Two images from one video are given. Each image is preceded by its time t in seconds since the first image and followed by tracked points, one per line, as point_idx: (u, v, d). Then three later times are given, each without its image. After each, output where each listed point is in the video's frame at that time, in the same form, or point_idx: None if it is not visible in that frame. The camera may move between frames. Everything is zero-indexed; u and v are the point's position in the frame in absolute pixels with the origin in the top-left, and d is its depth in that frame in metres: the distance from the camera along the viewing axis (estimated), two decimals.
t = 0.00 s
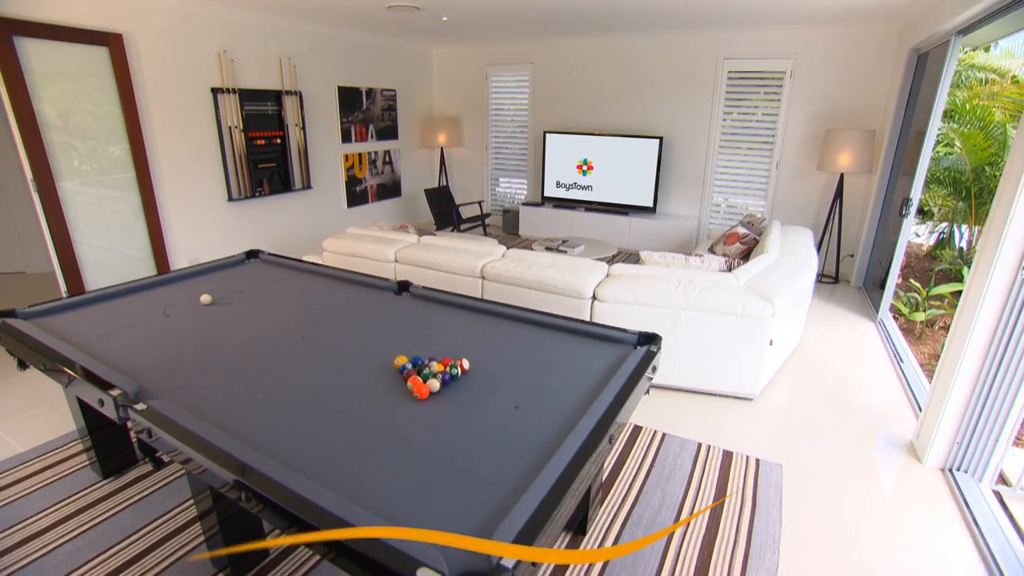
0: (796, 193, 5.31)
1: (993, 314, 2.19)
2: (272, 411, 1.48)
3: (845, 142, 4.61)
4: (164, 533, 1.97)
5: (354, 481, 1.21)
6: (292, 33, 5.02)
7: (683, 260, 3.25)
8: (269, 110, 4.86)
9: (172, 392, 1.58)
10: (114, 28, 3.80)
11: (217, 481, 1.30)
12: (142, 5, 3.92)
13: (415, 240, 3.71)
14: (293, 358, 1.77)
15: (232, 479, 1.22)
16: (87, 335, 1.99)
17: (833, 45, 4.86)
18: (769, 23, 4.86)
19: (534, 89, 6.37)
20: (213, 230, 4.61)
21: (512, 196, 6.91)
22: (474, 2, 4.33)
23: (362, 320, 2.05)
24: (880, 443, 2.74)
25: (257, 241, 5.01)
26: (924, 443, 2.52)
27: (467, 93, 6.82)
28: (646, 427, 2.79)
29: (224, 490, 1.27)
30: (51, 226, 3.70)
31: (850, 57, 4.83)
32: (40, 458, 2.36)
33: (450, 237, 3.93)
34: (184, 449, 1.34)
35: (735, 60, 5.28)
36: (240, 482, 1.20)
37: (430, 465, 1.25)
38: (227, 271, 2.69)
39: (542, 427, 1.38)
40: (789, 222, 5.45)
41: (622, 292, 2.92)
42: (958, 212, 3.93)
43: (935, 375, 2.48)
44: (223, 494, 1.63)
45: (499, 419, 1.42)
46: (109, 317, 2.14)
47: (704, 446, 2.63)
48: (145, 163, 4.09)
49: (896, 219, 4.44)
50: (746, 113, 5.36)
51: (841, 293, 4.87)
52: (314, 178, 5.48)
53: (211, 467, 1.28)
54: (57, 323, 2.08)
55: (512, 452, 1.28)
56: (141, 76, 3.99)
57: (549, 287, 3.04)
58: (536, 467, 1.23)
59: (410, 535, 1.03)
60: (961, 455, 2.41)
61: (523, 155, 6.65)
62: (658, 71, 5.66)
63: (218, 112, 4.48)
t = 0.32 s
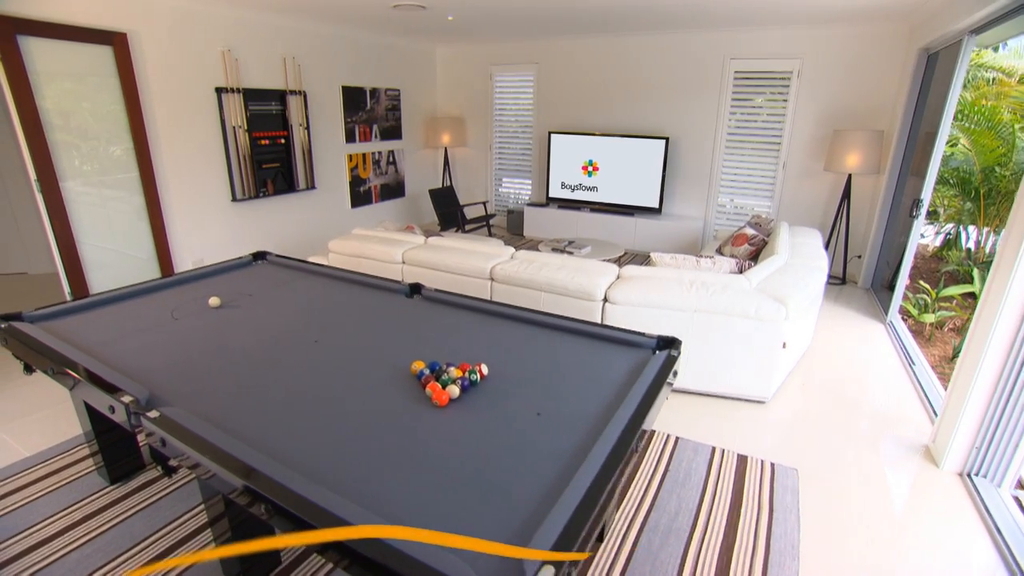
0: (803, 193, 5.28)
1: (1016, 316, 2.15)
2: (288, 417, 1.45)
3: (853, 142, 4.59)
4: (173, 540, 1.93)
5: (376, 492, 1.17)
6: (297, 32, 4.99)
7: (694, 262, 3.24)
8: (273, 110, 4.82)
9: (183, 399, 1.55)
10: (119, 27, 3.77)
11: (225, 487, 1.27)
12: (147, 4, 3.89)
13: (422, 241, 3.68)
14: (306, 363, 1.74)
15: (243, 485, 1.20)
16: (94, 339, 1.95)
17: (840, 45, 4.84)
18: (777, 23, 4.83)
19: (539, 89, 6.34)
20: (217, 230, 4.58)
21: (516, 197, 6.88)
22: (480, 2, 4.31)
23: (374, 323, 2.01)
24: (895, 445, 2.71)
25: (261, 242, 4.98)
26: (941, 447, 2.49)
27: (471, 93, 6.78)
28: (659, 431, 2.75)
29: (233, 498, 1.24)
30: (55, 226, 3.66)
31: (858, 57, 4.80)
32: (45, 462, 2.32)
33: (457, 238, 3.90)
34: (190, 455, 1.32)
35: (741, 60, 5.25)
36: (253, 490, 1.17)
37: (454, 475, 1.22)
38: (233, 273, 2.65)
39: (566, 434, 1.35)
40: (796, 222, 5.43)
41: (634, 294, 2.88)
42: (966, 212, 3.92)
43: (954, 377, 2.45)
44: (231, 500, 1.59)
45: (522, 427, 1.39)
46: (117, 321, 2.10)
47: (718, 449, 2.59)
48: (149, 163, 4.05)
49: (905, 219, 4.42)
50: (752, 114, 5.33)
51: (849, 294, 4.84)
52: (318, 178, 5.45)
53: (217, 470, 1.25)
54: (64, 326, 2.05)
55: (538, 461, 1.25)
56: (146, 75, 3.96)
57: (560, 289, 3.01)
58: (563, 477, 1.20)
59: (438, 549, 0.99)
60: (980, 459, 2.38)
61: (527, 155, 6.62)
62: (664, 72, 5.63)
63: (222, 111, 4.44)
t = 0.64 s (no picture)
0: (810, 194, 5.26)
1: None
2: (306, 425, 1.42)
3: (861, 143, 4.57)
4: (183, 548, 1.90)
5: (400, 504, 1.14)
6: (301, 32, 4.96)
7: (705, 264, 3.22)
8: (278, 110, 4.79)
9: (196, 407, 1.51)
10: (124, 26, 3.73)
11: (236, 494, 1.24)
12: (152, 3, 3.85)
13: (430, 242, 3.65)
14: (322, 367, 1.71)
15: (254, 492, 1.19)
16: (103, 343, 1.91)
17: (848, 44, 4.81)
18: (785, 23, 4.80)
19: (543, 89, 6.31)
20: (222, 230, 4.55)
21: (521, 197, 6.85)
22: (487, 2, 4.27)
23: (388, 327, 1.98)
24: (910, 449, 2.69)
25: (265, 242, 4.95)
26: (959, 452, 2.46)
27: (475, 93, 6.75)
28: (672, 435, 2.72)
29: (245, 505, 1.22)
30: (59, 227, 3.62)
31: (866, 57, 4.77)
32: (51, 468, 2.29)
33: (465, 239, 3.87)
34: (198, 459, 1.30)
35: (748, 60, 5.22)
36: (261, 495, 1.17)
37: (481, 486, 1.19)
38: (241, 275, 2.62)
39: (592, 443, 1.32)
40: (802, 223, 5.40)
41: (646, 297, 2.85)
42: (974, 213, 3.90)
43: (973, 381, 2.41)
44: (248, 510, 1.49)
45: (547, 434, 1.36)
46: (126, 324, 2.07)
47: (733, 454, 2.56)
48: (153, 163, 4.02)
49: (913, 220, 4.40)
50: (759, 114, 5.30)
51: (857, 295, 4.82)
52: (322, 178, 5.42)
53: (230, 478, 1.23)
54: (71, 330, 2.01)
55: (564, 472, 1.22)
56: (150, 75, 3.92)
57: (571, 291, 2.98)
58: (593, 488, 1.17)
59: (468, 565, 0.96)
60: (999, 465, 2.35)
61: (532, 155, 6.58)
62: (670, 72, 5.60)
63: (227, 111, 4.41)
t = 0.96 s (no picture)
0: (817, 195, 5.23)
1: None
2: (325, 432, 1.39)
3: (869, 143, 4.54)
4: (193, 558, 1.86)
5: (425, 516, 1.11)
6: (306, 32, 4.92)
7: (717, 266, 3.21)
8: (281, 109, 4.75)
9: (210, 413, 1.47)
10: (128, 25, 3.70)
11: (244, 500, 1.23)
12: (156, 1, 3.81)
13: (438, 244, 3.61)
14: (337, 373, 1.68)
15: (260, 497, 1.17)
16: (112, 348, 1.88)
17: (856, 44, 4.78)
18: (793, 23, 4.77)
19: (548, 89, 6.27)
20: (226, 231, 4.51)
21: (525, 197, 6.81)
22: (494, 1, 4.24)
23: (403, 330, 1.95)
24: (927, 454, 2.65)
25: (268, 243, 4.91)
26: (979, 457, 2.43)
27: (479, 92, 6.71)
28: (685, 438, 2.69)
29: (254, 510, 1.21)
30: (63, 229, 3.58)
31: (874, 57, 4.75)
32: (56, 474, 2.25)
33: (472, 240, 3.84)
34: (205, 464, 1.29)
35: (755, 60, 5.20)
36: (270, 501, 1.15)
37: (509, 496, 1.16)
38: (249, 277, 2.58)
39: (619, 453, 1.29)
40: (809, 224, 5.37)
41: (659, 299, 2.82)
42: (982, 213, 3.78)
43: (992, 385, 2.39)
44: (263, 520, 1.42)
45: (572, 442, 1.33)
46: (133, 328, 2.03)
47: (747, 458, 2.53)
48: (157, 163, 3.98)
49: (922, 221, 4.37)
50: (765, 114, 5.28)
51: (864, 296, 4.79)
52: (326, 179, 5.38)
53: (236, 483, 1.22)
54: (79, 334, 1.97)
55: (592, 484, 1.19)
56: (154, 75, 3.89)
57: (583, 293, 2.95)
58: (623, 499, 1.14)
59: None
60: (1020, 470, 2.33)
61: (536, 156, 6.55)
62: (676, 72, 5.57)
63: (231, 111, 4.37)
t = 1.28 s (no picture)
0: (825, 195, 5.20)
1: None
2: (347, 441, 1.36)
3: (878, 144, 4.51)
4: (204, 566, 1.81)
5: (454, 529, 1.07)
6: (311, 31, 4.88)
7: (730, 268, 3.18)
8: (287, 109, 4.71)
9: (227, 421, 1.44)
10: (133, 24, 3.66)
11: (255, 507, 1.21)
12: None
13: (446, 245, 3.58)
14: (355, 378, 1.65)
15: (271, 504, 1.15)
16: (122, 353, 1.84)
17: (865, 44, 4.75)
18: (802, 23, 4.74)
19: (553, 89, 6.24)
20: (230, 232, 4.48)
21: (530, 198, 6.77)
22: None
23: (419, 334, 1.92)
24: (946, 459, 2.62)
25: (273, 244, 4.87)
26: (1001, 462, 2.40)
27: (484, 92, 6.67)
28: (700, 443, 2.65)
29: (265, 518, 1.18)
30: (68, 230, 3.54)
31: (883, 57, 4.72)
32: (63, 480, 2.21)
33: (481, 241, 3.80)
34: (226, 478, 1.24)
35: (763, 60, 5.17)
36: (289, 512, 1.11)
37: (540, 508, 1.13)
38: (257, 279, 2.54)
39: (650, 464, 1.25)
40: (817, 224, 5.34)
41: (673, 301, 2.78)
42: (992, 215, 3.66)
43: (1014, 389, 2.36)
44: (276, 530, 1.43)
45: (601, 451, 1.31)
46: (143, 332, 1.99)
47: (764, 462, 2.50)
48: (162, 164, 3.94)
49: (932, 221, 4.34)
50: (773, 115, 5.24)
51: (873, 298, 4.76)
52: (331, 179, 5.34)
53: (257, 495, 1.18)
54: (88, 339, 1.94)
55: (625, 497, 1.15)
56: (159, 74, 3.85)
57: (595, 295, 2.92)
58: (658, 512, 1.11)
59: None
60: None
61: (541, 156, 6.51)
62: (683, 71, 5.53)
63: (236, 111, 4.33)
